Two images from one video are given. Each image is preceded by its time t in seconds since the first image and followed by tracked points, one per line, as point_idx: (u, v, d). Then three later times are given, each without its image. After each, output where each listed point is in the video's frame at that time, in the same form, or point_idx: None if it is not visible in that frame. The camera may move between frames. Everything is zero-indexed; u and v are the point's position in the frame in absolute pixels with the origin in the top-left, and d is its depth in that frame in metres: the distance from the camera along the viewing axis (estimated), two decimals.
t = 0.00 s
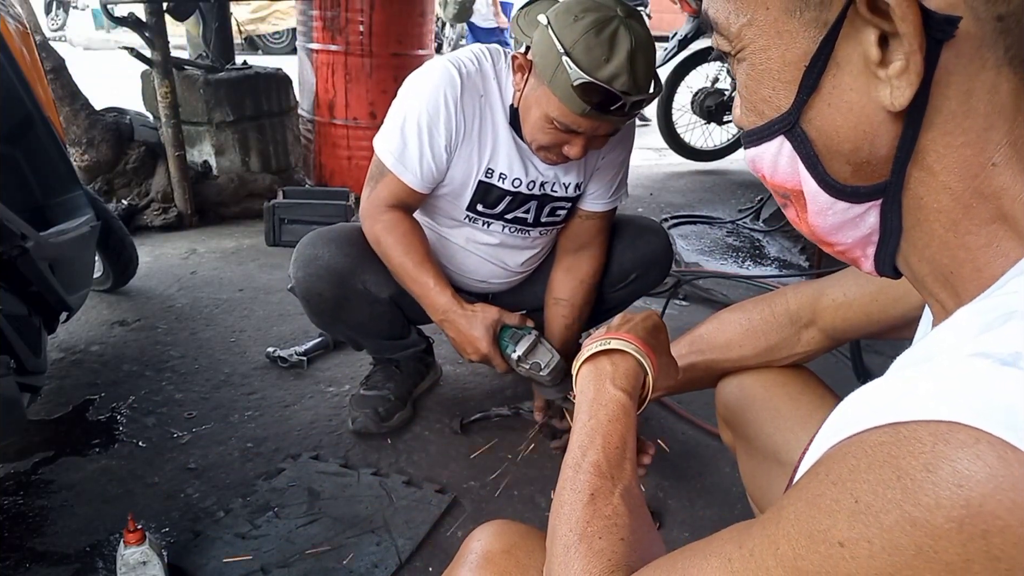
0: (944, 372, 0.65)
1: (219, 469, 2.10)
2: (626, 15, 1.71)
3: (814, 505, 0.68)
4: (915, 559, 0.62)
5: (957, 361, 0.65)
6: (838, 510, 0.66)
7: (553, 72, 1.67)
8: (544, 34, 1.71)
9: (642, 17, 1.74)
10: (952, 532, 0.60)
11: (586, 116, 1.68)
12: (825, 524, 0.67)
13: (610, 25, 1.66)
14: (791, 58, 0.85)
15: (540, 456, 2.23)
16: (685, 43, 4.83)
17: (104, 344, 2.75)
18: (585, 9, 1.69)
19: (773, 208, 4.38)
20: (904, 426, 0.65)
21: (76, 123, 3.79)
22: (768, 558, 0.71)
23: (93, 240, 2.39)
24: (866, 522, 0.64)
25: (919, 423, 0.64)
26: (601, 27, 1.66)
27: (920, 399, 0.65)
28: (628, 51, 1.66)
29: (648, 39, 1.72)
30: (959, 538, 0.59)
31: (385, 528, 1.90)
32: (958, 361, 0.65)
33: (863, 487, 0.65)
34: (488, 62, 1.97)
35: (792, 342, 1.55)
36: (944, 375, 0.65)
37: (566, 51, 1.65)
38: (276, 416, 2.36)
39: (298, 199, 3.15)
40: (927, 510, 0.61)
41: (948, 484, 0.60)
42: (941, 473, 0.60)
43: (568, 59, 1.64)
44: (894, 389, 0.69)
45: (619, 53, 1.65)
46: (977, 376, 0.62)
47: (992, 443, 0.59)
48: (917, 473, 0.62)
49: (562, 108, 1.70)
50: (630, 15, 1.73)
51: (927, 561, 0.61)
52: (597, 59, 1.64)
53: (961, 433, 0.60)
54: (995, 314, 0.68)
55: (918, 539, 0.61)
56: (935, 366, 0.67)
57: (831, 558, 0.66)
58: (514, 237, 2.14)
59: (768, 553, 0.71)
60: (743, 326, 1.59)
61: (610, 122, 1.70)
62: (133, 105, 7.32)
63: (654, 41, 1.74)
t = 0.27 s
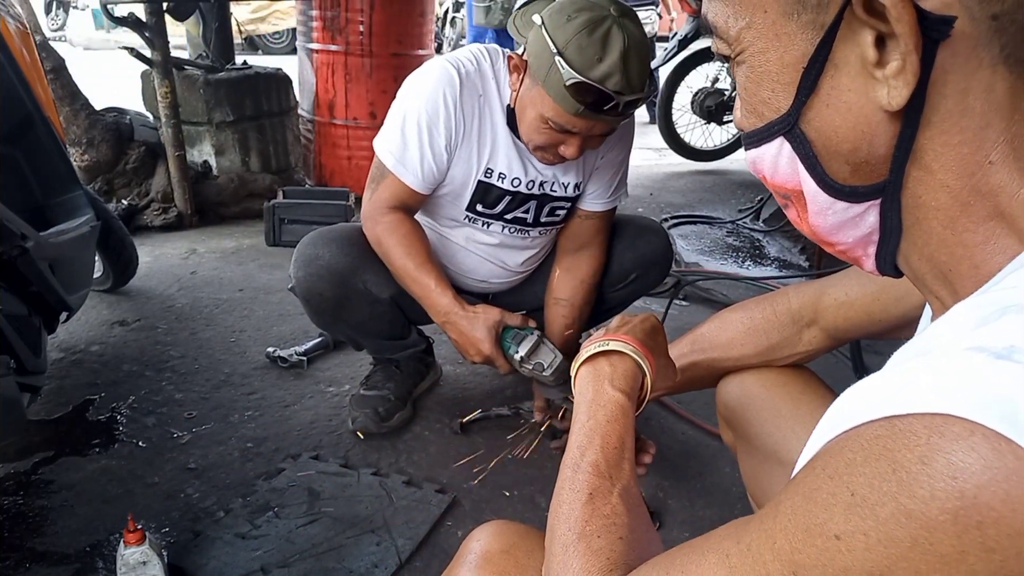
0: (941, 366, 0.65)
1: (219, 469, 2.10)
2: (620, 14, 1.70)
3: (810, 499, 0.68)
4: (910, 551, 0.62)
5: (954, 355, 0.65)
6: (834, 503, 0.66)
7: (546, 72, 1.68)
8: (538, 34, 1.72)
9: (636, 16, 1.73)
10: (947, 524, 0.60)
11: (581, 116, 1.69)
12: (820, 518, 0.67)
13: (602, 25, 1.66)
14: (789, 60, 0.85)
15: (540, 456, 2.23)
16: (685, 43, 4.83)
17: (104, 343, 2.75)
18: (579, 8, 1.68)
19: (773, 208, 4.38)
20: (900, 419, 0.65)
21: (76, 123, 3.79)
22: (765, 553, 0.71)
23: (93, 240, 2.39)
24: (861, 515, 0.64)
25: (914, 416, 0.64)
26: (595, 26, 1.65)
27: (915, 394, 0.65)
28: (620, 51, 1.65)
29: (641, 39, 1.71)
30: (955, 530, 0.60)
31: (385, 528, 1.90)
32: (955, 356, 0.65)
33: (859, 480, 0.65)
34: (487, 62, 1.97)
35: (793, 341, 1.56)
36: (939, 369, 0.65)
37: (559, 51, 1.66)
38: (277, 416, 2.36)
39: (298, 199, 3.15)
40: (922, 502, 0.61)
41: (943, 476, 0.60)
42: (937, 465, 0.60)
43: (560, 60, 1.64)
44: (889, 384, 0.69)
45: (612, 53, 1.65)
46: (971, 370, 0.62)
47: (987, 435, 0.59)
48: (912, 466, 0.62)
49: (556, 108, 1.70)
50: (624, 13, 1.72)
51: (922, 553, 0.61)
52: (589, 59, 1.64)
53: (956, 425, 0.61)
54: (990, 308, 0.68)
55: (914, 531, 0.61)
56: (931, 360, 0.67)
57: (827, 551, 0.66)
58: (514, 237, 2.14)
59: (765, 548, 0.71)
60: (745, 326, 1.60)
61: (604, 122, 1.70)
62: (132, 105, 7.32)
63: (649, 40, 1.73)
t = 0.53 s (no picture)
0: (938, 366, 0.65)
1: (219, 469, 2.10)
2: (620, 14, 1.70)
3: (808, 500, 0.68)
4: (907, 551, 0.61)
5: (951, 355, 0.66)
6: (832, 503, 0.66)
7: (545, 72, 1.68)
8: (537, 34, 1.72)
9: (635, 16, 1.73)
10: (944, 523, 0.60)
11: (579, 116, 1.68)
12: (818, 517, 0.67)
13: (602, 24, 1.66)
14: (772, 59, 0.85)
15: (540, 456, 2.23)
16: (685, 43, 4.82)
17: (104, 344, 2.75)
18: (578, 8, 1.69)
19: (773, 208, 4.38)
20: (899, 420, 0.65)
21: (76, 123, 3.80)
22: (763, 552, 0.71)
23: (93, 240, 2.39)
24: (858, 514, 0.64)
25: (912, 416, 0.64)
26: (594, 25, 1.66)
27: (913, 394, 0.65)
28: (619, 50, 1.65)
29: (641, 39, 1.71)
30: (951, 529, 0.59)
31: (385, 528, 1.90)
32: (953, 356, 0.65)
33: (856, 479, 0.65)
34: (487, 62, 1.97)
35: (793, 341, 1.56)
36: (937, 370, 0.65)
37: (558, 50, 1.66)
38: (276, 416, 2.36)
39: (298, 199, 3.15)
40: (919, 502, 0.61)
41: (939, 476, 0.60)
42: (933, 465, 0.60)
43: (559, 59, 1.64)
44: (885, 384, 0.69)
45: (610, 52, 1.65)
46: (968, 369, 0.62)
47: (984, 435, 0.59)
48: (910, 465, 0.62)
49: (555, 107, 1.70)
50: (623, 13, 1.73)
51: (918, 552, 0.61)
52: (588, 59, 1.64)
53: (953, 425, 0.61)
54: (987, 308, 0.68)
55: (909, 530, 0.61)
56: (927, 361, 0.67)
57: (824, 551, 0.66)
58: (514, 237, 2.14)
59: (764, 548, 0.71)
60: (744, 325, 1.60)
61: (603, 122, 1.69)
62: (133, 105, 7.32)
63: (648, 40, 1.73)
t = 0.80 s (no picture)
0: (912, 363, 0.66)
1: (219, 469, 2.10)
2: (618, 14, 1.70)
3: (791, 495, 0.69)
4: (886, 544, 0.62)
5: (929, 350, 0.66)
6: (814, 498, 0.67)
7: (544, 73, 1.68)
8: (535, 34, 1.72)
9: (634, 17, 1.73)
10: (920, 517, 0.60)
11: (579, 116, 1.68)
12: (802, 512, 0.67)
13: (600, 24, 1.66)
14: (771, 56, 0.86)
15: (540, 456, 2.23)
16: (685, 43, 4.82)
17: (104, 344, 2.75)
18: (576, 8, 1.69)
19: (773, 208, 4.38)
20: (876, 415, 0.65)
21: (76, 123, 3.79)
22: (750, 547, 0.71)
23: (92, 240, 2.39)
24: (840, 509, 0.65)
25: (887, 411, 0.64)
26: (592, 25, 1.66)
27: (888, 390, 0.65)
28: (618, 50, 1.65)
29: (640, 40, 1.71)
30: (927, 522, 0.60)
31: (385, 528, 1.90)
32: (930, 351, 0.66)
33: (838, 474, 0.65)
34: (487, 62, 1.97)
35: (798, 342, 1.56)
36: (916, 365, 0.65)
37: (557, 51, 1.66)
38: (276, 416, 2.36)
39: (298, 199, 3.15)
40: (896, 496, 0.61)
41: (916, 470, 0.60)
42: (910, 459, 0.61)
43: (558, 60, 1.64)
44: (864, 380, 0.70)
45: (609, 52, 1.65)
46: (943, 365, 0.63)
47: (958, 429, 0.59)
48: (888, 460, 0.62)
49: (554, 108, 1.70)
50: (622, 14, 1.72)
51: (897, 545, 0.61)
52: (587, 59, 1.64)
53: (927, 420, 0.61)
54: (967, 304, 0.69)
55: (888, 524, 0.62)
56: (904, 357, 0.68)
57: (808, 545, 0.66)
58: (513, 237, 2.14)
59: (749, 542, 0.72)
60: (749, 325, 1.60)
61: (602, 122, 1.69)
62: (133, 105, 7.31)
63: (647, 40, 1.73)
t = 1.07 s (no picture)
0: (911, 359, 0.66)
1: (219, 469, 2.10)
2: (616, 10, 1.70)
3: (790, 489, 0.69)
4: (885, 538, 0.62)
5: (929, 346, 0.67)
6: (813, 492, 0.67)
7: (541, 70, 1.68)
8: (534, 31, 1.72)
9: (631, 14, 1.72)
10: (918, 510, 0.60)
11: (577, 113, 1.68)
12: (801, 506, 0.67)
13: (597, 20, 1.66)
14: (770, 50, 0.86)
15: (540, 456, 2.24)
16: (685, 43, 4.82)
17: (104, 344, 2.75)
18: (573, 5, 1.69)
19: (773, 208, 4.38)
20: (875, 410, 0.65)
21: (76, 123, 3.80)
22: (749, 543, 0.71)
23: (92, 240, 2.39)
24: (839, 503, 0.65)
25: (886, 406, 0.65)
26: (589, 21, 1.65)
27: (888, 386, 0.66)
28: (615, 46, 1.65)
29: (638, 36, 1.70)
30: (926, 515, 0.60)
31: (386, 528, 1.90)
32: (930, 347, 0.66)
33: (837, 469, 0.65)
34: (487, 61, 1.97)
35: (799, 342, 1.57)
36: (912, 361, 0.66)
37: (554, 47, 1.66)
38: (276, 416, 2.36)
39: (298, 199, 3.15)
40: (895, 490, 0.61)
41: (913, 464, 0.61)
42: (908, 453, 0.61)
43: (555, 55, 1.64)
44: (861, 375, 0.70)
45: (606, 49, 1.65)
46: (943, 361, 0.63)
47: (955, 424, 0.59)
48: (886, 454, 0.62)
49: (552, 104, 1.70)
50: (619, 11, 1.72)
51: (896, 538, 0.61)
52: (584, 54, 1.64)
53: (926, 415, 0.61)
54: (967, 302, 0.69)
55: (887, 518, 0.62)
56: (903, 355, 0.68)
57: (807, 539, 0.66)
58: (513, 237, 2.14)
59: (749, 537, 0.71)
60: (750, 324, 1.61)
61: (600, 118, 1.69)
62: (133, 105, 7.32)
63: (645, 37, 1.72)
